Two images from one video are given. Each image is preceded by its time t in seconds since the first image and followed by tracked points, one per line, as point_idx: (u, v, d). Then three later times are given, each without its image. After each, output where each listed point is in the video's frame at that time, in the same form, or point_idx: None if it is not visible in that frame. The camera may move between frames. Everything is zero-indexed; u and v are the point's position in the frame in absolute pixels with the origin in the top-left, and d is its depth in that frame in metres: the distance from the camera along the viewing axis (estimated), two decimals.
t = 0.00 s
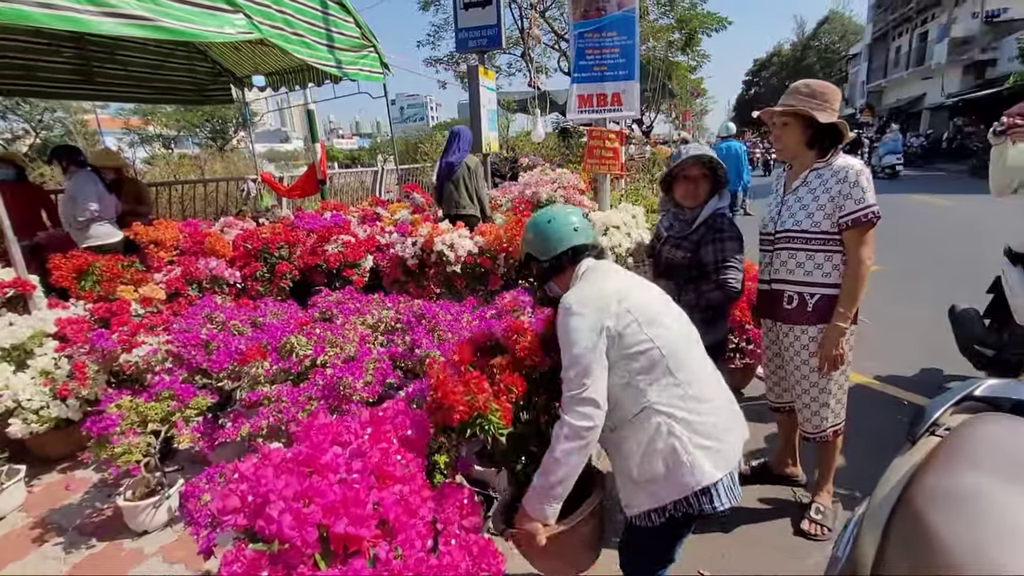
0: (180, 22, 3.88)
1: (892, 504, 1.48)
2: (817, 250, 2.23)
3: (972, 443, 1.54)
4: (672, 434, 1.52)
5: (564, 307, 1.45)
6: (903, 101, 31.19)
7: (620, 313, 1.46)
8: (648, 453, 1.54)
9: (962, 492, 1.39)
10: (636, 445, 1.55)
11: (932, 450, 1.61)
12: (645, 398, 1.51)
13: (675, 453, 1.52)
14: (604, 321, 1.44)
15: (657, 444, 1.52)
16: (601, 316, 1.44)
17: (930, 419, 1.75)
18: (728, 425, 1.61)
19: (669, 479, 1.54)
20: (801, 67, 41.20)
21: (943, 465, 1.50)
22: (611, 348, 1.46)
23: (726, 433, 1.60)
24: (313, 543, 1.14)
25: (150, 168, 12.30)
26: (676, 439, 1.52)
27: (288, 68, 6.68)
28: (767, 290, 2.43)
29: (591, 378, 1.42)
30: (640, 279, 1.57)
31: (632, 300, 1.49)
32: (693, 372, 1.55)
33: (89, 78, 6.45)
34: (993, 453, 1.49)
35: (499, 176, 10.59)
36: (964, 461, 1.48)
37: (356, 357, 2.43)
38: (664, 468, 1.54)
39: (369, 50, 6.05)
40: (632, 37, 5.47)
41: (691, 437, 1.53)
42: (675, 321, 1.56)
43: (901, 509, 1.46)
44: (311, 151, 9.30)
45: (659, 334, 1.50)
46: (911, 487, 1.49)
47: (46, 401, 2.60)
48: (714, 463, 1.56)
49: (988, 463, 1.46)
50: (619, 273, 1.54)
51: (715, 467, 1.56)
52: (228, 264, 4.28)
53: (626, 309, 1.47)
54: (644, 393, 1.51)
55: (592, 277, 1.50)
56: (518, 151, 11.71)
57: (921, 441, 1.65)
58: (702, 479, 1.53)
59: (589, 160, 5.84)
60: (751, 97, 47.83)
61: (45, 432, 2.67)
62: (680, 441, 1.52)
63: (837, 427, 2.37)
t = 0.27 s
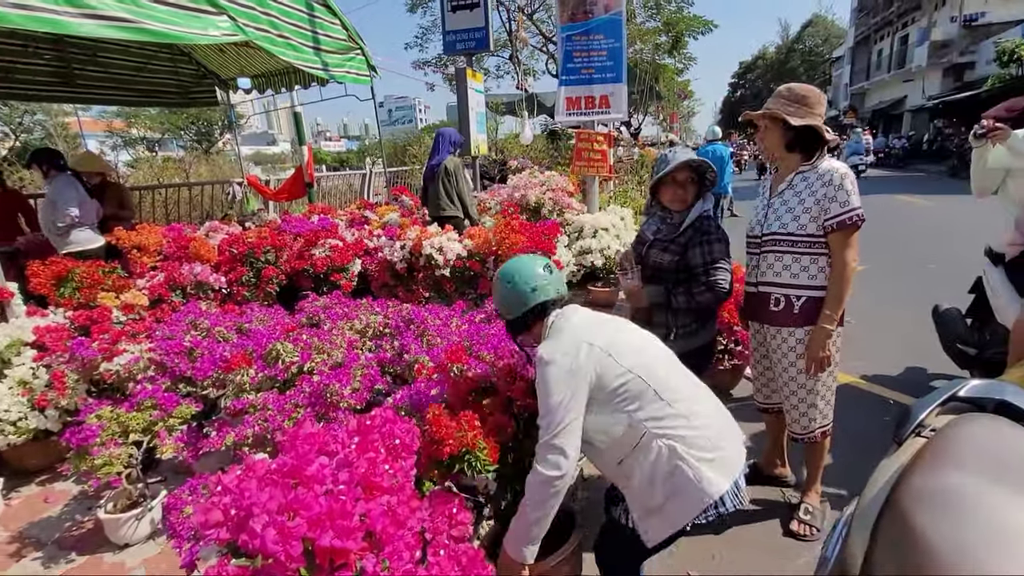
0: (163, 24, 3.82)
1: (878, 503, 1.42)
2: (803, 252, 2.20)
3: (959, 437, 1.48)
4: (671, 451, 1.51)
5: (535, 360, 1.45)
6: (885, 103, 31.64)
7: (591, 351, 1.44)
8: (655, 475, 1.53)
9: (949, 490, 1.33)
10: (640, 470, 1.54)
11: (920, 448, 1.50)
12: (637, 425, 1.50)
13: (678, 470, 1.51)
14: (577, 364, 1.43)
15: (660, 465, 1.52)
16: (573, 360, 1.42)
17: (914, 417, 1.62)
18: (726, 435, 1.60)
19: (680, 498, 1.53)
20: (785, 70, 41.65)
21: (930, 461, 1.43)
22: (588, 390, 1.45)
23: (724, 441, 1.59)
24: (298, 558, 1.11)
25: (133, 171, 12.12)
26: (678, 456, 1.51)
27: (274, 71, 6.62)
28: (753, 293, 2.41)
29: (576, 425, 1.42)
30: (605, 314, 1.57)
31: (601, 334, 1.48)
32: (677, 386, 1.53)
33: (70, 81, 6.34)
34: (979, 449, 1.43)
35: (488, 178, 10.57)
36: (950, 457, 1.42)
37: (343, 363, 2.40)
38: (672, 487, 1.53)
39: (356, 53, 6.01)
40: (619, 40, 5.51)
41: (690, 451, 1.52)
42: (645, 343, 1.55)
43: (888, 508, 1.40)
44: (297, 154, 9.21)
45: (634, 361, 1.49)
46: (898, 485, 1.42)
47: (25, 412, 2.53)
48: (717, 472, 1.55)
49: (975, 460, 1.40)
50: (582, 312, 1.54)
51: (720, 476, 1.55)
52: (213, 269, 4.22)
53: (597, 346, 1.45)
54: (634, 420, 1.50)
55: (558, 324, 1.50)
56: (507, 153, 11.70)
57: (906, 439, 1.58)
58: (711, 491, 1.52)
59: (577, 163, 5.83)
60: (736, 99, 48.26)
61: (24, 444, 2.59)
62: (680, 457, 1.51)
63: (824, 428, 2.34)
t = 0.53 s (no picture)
0: (151, 28, 3.80)
1: (866, 503, 1.41)
2: (790, 253, 2.20)
3: (946, 435, 1.47)
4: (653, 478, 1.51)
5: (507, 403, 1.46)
6: (873, 105, 31.98)
7: (564, 395, 1.44)
8: (640, 504, 1.53)
9: (937, 488, 1.32)
10: (626, 500, 1.55)
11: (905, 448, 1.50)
12: (618, 457, 1.51)
13: (662, 497, 1.51)
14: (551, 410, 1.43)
15: (644, 494, 1.52)
16: (548, 407, 1.42)
17: (902, 415, 1.62)
18: (709, 457, 1.60)
19: (667, 526, 1.53)
20: (775, 72, 41.97)
21: (917, 460, 1.42)
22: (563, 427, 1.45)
23: (707, 463, 1.59)
24: (286, 566, 1.09)
25: (121, 176, 12.00)
26: (662, 484, 1.51)
27: (264, 75, 6.59)
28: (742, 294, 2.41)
29: (553, 469, 1.43)
30: (578, 350, 1.57)
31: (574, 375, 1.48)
32: (654, 414, 1.54)
33: (57, 86, 6.27)
34: (965, 447, 1.43)
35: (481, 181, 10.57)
36: (937, 455, 1.41)
37: (335, 368, 2.39)
38: (658, 516, 1.53)
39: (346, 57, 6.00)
40: (609, 43, 5.48)
41: (673, 478, 1.52)
42: (619, 376, 1.55)
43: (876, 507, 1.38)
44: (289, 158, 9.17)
45: (607, 393, 1.50)
46: (886, 485, 1.41)
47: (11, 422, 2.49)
48: (703, 495, 1.55)
49: (961, 457, 1.40)
50: (555, 353, 1.53)
51: (705, 500, 1.55)
52: (203, 275, 4.18)
53: (570, 389, 1.45)
54: (613, 452, 1.50)
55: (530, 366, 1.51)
56: (499, 156, 11.71)
57: (894, 438, 1.56)
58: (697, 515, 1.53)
59: (569, 166, 5.85)
60: (727, 102, 48.57)
61: (9, 454, 2.54)
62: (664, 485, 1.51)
63: (815, 427, 2.35)
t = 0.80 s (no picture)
0: (142, 29, 3.77)
1: (860, 501, 1.38)
2: (782, 251, 2.20)
3: (940, 432, 1.46)
4: (639, 482, 1.50)
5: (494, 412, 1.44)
6: (864, 106, 32.20)
7: (548, 403, 1.43)
8: (626, 509, 1.52)
9: (932, 487, 1.31)
10: (612, 505, 1.54)
11: (899, 445, 1.49)
12: (603, 462, 1.50)
13: (648, 502, 1.50)
14: (535, 419, 1.41)
15: (630, 499, 1.51)
16: (532, 415, 1.41)
17: (894, 413, 1.60)
18: (695, 461, 1.59)
19: (653, 531, 1.52)
20: (767, 74, 42.19)
21: (912, 458, 1.41)
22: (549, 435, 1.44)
23: (694, 467, 1.58)
24: (276, 571, 1.07)
25: (113, 179, 11.92)
26: (647, 488, 1.50)
27: (257, 76, 6.56)
28: (735, 293, 2.41)
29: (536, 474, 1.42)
30: (565, 356, 1.56)
31: (557, 382, 1.47)
32: (639, 419, 1.53)
33: (47, 87, 6.20)
34: (958, 445, 1.42)
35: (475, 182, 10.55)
36: (931, 454, 1.40)
37: (329, 370, 2.37)
38: (644, 520, 1.52)
39: (340, 58, 5.97)
40: (603, 44, 5.53)
41: (659, 482, 1.51)
42: (603, 381, 1.54)
43: (870, 505, 1.37)
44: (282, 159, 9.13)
45: (594, 402, 1.49)
46: (881, 482, 1.39)
47: None
48: (689, 500, 1.54)
49: (955, 455, 1.39)
50: (539, 360, 1.52)
51: (692, 505, 1.54)
52: (195, 277, 4.15)
53: (554, 396, 1.44)
54: (598, 457, 1.49)
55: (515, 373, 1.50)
56: (494, 158, 11.70)
57: (887, 435, 1.53)
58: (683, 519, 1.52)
59: (564, 167, 5.84)
60: (720, 103, 48.77)
61: None
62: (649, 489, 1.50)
63: (807, 426, 2.35)
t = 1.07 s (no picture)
0: (137, 30, 3.76)
1: (855, 502, 1.39)
2: (775, 253, 2.20)
3: (934, 435, 1.46)
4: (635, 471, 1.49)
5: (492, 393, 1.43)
6: (859, 108, 32.36)
7: (548, 386, 1.43)
8: (620, 499, 1.51)
9: (926, 489, 1.31)
10: (606, 494, 1.53)
11: (894, 447, 1.49)
12: (599, 450, 1.49)
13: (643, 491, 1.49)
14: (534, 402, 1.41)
15: (625, 488, 1.50)
16: (531, 398, 1.40)
17: (889, 416, 1.60)
18: (691, 452, 1.58)
19: (648, 520, 1.51)
20: (763, 76, 42.34)
21: (906, 460, 1.41)
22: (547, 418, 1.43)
23: (689, 458, 1.57)
24: None
25: (108, 180, 11.86)
26: (642, 479, 1.49)
27: (253, 78, 6.54)
28: (730, 295, 2.41)
29: (534, 458, 1.41)
30: (563, 340, 1.56)
31: (556, 367, 1.46)
32: (636, 407, 1.52)
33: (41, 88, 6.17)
34: (952, 447, 1.42)
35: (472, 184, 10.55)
36: (926, 456, 1.40)
37: (324, 373, 2.36)
38: (639, 509, 1.51)
39: (336, 59, 5.96)
40: (599, 46, 5.54)
41: (655, 471, 1.50)
42: (601, 369, 1.54)
43: (865, 506, 1.37)
44: (278, 161, 9.10)
45: (592, 388, 1.49)
46: (876, 483, 1.40)
47: None
48: (683, 490, 1.53)
49: (949, 457, 1.39)
50: (538, 345, 1.52)
51: (687, 494, 1.53)
52: (190, 279, 4.13)
53: (552, 380, 1.44)
54: (595, 445, 1.48)
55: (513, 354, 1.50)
56: (491, 159, 11.71)
57: (883, 438, 1.54)
58: (678, 509, 1.51)
59: (560, 168, 5.85)
60: (716, 105, 48.93)
61: None
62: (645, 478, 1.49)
63: (803, 429, 2.35)
